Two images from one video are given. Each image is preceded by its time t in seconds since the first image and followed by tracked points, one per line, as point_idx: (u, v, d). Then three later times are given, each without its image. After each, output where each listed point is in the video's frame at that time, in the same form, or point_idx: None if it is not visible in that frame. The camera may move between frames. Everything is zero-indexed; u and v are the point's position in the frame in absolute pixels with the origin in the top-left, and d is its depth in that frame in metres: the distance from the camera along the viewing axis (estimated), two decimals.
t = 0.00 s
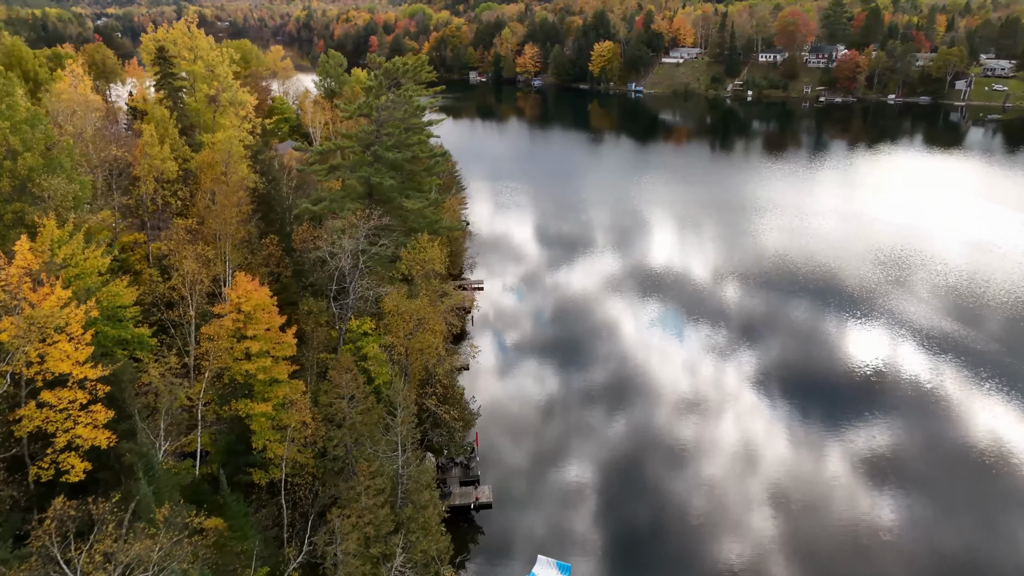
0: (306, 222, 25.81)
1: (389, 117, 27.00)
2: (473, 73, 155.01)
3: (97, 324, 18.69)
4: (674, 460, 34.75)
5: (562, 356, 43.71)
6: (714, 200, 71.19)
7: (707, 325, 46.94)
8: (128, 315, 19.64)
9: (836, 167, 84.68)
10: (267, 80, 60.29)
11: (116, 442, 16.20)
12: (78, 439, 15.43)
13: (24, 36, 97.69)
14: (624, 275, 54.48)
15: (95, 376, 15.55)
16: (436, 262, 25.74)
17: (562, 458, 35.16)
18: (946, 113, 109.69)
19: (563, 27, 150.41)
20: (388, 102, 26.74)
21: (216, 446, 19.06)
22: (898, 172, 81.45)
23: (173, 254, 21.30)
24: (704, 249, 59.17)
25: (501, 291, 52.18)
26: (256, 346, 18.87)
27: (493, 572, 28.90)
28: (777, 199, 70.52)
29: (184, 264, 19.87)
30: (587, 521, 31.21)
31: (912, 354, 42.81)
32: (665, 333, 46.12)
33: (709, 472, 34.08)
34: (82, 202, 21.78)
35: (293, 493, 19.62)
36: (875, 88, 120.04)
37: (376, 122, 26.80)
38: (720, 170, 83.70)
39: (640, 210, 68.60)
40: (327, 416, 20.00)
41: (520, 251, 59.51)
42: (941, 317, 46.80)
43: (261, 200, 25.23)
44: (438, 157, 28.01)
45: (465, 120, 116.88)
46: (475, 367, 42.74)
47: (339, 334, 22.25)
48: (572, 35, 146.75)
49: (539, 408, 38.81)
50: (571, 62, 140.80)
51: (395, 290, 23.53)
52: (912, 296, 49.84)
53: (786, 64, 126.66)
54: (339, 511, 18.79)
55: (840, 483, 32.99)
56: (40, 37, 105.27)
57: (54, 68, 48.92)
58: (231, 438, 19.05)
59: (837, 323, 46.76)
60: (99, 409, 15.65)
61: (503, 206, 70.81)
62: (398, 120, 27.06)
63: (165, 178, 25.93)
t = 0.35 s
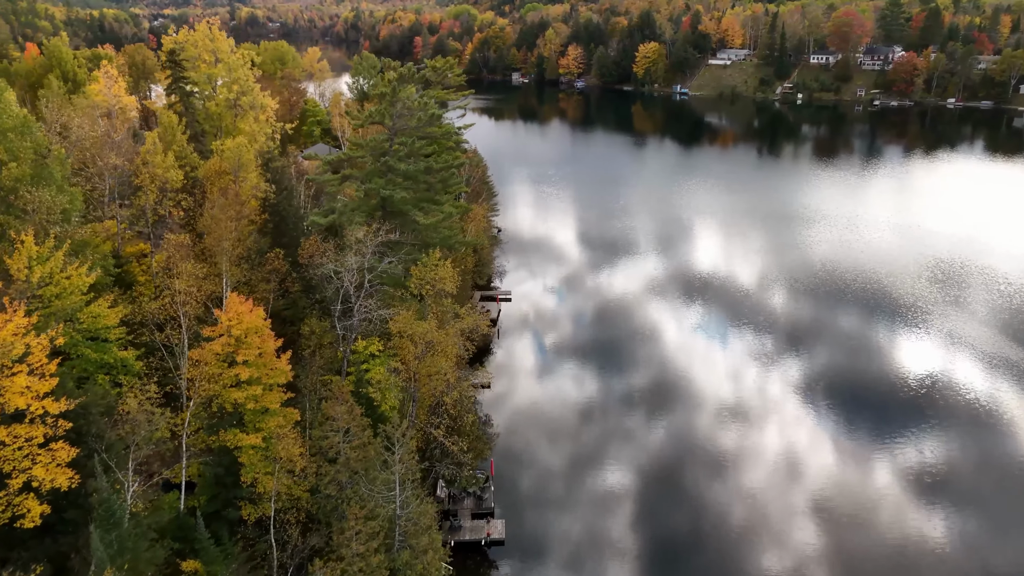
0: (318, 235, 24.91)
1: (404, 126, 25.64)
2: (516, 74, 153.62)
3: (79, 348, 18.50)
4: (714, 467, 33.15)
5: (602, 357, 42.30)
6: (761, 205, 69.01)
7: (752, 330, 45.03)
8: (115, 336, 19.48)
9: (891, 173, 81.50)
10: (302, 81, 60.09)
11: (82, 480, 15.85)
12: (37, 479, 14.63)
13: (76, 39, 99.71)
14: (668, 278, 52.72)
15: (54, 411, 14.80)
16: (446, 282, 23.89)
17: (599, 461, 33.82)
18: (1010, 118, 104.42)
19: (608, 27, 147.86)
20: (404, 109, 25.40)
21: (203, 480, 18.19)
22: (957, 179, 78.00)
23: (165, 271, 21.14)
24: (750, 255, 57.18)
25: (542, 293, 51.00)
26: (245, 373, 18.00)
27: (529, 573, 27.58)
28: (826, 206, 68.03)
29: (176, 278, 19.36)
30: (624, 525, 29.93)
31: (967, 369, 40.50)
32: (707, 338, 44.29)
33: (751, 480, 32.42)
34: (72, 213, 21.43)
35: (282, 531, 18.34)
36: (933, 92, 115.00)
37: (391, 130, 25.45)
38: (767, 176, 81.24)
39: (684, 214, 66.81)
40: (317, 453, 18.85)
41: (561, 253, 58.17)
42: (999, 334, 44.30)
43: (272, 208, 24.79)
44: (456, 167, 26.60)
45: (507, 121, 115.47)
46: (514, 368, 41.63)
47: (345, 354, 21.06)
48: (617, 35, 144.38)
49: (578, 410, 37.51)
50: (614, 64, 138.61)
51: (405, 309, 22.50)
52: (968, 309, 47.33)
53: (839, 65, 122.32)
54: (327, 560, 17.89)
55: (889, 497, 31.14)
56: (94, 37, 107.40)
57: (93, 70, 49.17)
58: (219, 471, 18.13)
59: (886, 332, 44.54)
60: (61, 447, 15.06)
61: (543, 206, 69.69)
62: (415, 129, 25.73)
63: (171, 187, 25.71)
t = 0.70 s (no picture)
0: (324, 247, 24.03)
1: (416, 135, 24.75)
2: (555, 75, 152.09)
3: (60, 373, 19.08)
4: (752, 475, 31.50)
5: (639, 360, 40.70)
6: (805, 213, 66.64)
7: (795, 335, 43.01)
8: (96, 363, 19.75)
9: (943, 179, 78.22)
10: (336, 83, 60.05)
11: (39, 521, 15.29)
12: None
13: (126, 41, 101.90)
14: (708, 282, 50.85)
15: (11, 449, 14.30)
16: (456, 305, 23.82)
17: (634, 466, 32.34)
18: None
19: (650, 28, 145.22)
20: (416, 117, 24.53)
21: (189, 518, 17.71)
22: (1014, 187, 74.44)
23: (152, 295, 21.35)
24: (794, 261, 54.96)
25: (579, 295, 49.55)
26: (234, 403, 17.89)
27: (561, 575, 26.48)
28: (873, 215, 65.40)
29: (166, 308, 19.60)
30: (658, 531, 28.59)
31: None
32: (748, 344, 42.30)
33: (789, 490, 30.72)
34: (59, 227, 21.39)
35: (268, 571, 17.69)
36: (991, 95, 109.88)
37: (402, 139, 24.60)
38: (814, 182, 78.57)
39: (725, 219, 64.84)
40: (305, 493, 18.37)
41: (599, 255, 56.67)
42: None
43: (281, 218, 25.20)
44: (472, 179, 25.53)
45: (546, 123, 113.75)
46: (548, 370, 40.30)
47: (347, 377, 20.26)
48: (659, 36, 141.74)
49: (613, 414, 36.00)
50: (656, 65, 136.19)
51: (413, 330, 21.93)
52: None
53: (891, 67, 117.92)
54: None
55: (934, 513, 29.31)
56: (143, 38, 109.66)
57: (129, 70, 49.32)
58: (205, 506, 17.57)
59: (934, 341, 42.19)
60: (18, 488, 14.51)
61: (583, 208, 68.38)
62: (429, 138, 24.80)
63: (173, 197, 26.54)
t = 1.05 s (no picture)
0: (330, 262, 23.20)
1: (429, 142, 23.90)
2: (589, 76, 150.29)
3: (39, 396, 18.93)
4: (783, 482, 29.99)
5: (670, 363, 39.19)
6: (842, 220, 64.48)
7: (831, 341, 41.19)
8: (78, 388, 19.45)
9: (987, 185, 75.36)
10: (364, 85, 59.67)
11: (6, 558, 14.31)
12: None
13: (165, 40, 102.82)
14: (743, 285, 49.11)
15: None
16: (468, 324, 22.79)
17: (663, 471, 30.91)
18: None
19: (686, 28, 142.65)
20: (427, 124, 23.71)
21: (174, 549, 17.69)
22: None
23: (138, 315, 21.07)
24: (831, 267, 52.97)
25: (610, 296, 48.16)
26: (220, 432, 17.27)
27: None
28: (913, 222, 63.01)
29: (150, 329, 19.31)
30: (685, 538, 27.31)
31: None
32: (782, 348, 40.53)
33: (824, 498, 29.13)
34: (47, 238, 21.37)
35: None
36: None
37: (414, 146, 23.80)
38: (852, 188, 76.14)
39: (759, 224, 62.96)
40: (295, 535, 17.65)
41: (631, 256, 55.18)
42: None
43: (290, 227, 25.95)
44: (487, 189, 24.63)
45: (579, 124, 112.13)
46: (577, 371, 38.99)
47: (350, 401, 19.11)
48: (695, 36, 139.17)
49: (643, 417, 34.56)
50: (691, 66, 133.74)
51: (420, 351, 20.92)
52: None
53: (936, 69, 114.03)
54: None
55: (972, 527, 27.60)
56: (182, 37, 110.72)
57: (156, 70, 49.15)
58: (191, 539, 17.57)
59: (977, 350, 40.12)
60: None
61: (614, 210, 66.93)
62: (442, 146, 23.98)
63: (171, 204, 26.39)
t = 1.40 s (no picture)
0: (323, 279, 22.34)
1: (428, 151, 22.92)
2: (603, 77, 148.80)
3: None
4: (798, 485, 28.77)
5: (684, 365, 37.96)
6: (859, 225, 63.06)
7: (848, 344, 39.86)
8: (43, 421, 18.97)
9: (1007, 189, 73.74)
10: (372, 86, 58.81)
11: None
12: None
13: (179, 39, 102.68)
14: (758, 288, 47.80)
15: None
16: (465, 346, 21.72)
17: (674, 473, 29.74)
18: None
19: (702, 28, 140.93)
20: (428, 131, 22.72)
21: None
22: None
23: (113, 339, 20.61)
24: (848, 271, 51.58)
25: (623, 298, 46.94)
26: (195, 468, 16.71)
27: None
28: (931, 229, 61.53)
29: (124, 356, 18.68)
30: (697, 541, 26.15)
31: None
32: (798, 351, 39.23)
33: (840, 502, 27.89)
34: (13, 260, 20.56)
35: None
36: None
37: (415, 156, 22.85)
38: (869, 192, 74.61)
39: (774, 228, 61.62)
40: None
41: (643, 258, 53.95)
42: None
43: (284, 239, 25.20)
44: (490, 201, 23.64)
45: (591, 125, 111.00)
46: (589, 373, 37.83)
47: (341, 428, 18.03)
48: (711, 37, 137.34)
49: (655, 419, 33.35)
50: (706, 67, 132.10)
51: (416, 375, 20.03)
52: None
53: (958, 71, 111.64)
54: None
55: (994, 532, 26.35)
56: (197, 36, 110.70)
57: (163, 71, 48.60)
58: None
59: (998, 355, 38.68)
60: None
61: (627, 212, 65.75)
62: (442, 155, 23.05)
63: (155, 218, 25.68)
